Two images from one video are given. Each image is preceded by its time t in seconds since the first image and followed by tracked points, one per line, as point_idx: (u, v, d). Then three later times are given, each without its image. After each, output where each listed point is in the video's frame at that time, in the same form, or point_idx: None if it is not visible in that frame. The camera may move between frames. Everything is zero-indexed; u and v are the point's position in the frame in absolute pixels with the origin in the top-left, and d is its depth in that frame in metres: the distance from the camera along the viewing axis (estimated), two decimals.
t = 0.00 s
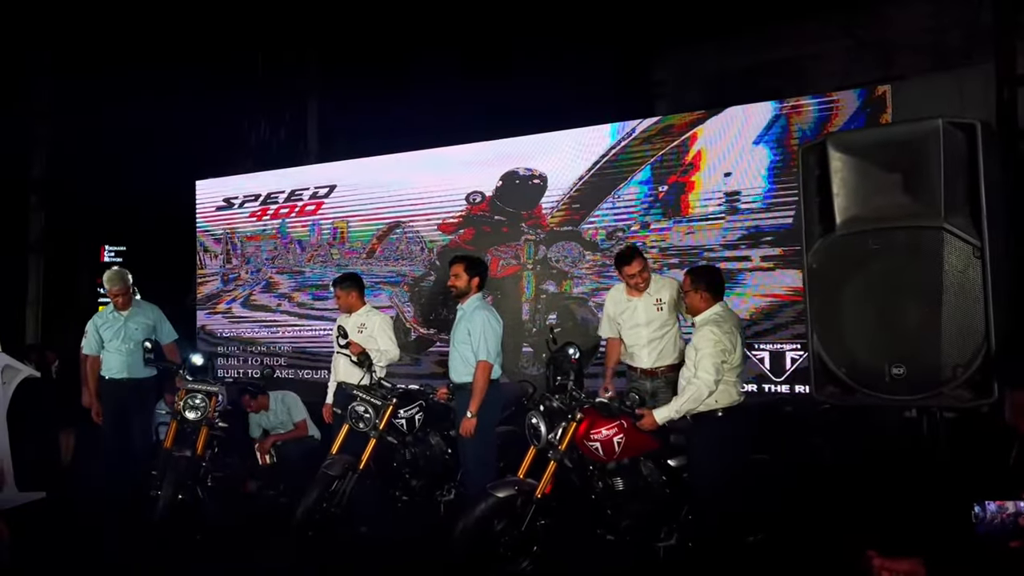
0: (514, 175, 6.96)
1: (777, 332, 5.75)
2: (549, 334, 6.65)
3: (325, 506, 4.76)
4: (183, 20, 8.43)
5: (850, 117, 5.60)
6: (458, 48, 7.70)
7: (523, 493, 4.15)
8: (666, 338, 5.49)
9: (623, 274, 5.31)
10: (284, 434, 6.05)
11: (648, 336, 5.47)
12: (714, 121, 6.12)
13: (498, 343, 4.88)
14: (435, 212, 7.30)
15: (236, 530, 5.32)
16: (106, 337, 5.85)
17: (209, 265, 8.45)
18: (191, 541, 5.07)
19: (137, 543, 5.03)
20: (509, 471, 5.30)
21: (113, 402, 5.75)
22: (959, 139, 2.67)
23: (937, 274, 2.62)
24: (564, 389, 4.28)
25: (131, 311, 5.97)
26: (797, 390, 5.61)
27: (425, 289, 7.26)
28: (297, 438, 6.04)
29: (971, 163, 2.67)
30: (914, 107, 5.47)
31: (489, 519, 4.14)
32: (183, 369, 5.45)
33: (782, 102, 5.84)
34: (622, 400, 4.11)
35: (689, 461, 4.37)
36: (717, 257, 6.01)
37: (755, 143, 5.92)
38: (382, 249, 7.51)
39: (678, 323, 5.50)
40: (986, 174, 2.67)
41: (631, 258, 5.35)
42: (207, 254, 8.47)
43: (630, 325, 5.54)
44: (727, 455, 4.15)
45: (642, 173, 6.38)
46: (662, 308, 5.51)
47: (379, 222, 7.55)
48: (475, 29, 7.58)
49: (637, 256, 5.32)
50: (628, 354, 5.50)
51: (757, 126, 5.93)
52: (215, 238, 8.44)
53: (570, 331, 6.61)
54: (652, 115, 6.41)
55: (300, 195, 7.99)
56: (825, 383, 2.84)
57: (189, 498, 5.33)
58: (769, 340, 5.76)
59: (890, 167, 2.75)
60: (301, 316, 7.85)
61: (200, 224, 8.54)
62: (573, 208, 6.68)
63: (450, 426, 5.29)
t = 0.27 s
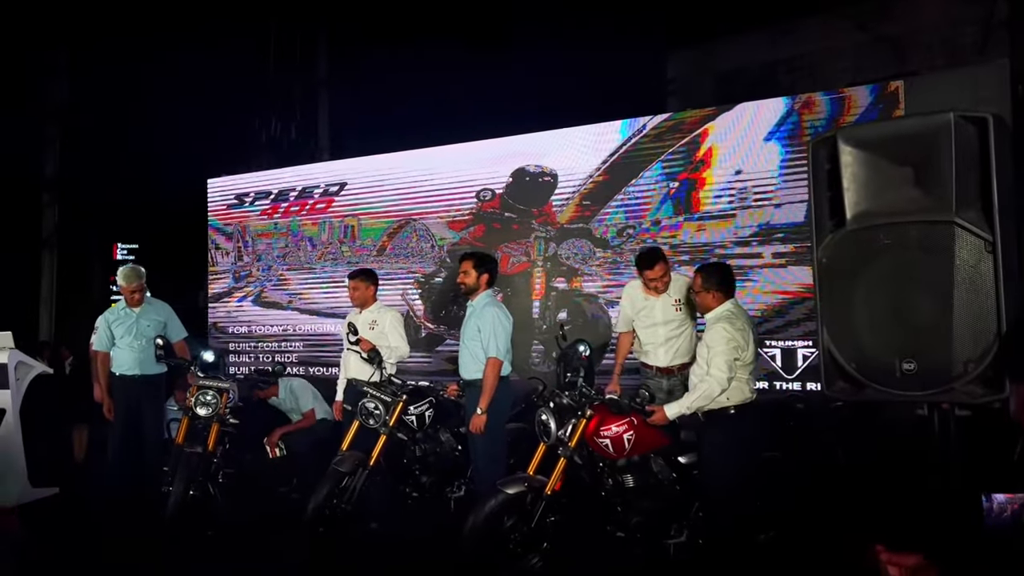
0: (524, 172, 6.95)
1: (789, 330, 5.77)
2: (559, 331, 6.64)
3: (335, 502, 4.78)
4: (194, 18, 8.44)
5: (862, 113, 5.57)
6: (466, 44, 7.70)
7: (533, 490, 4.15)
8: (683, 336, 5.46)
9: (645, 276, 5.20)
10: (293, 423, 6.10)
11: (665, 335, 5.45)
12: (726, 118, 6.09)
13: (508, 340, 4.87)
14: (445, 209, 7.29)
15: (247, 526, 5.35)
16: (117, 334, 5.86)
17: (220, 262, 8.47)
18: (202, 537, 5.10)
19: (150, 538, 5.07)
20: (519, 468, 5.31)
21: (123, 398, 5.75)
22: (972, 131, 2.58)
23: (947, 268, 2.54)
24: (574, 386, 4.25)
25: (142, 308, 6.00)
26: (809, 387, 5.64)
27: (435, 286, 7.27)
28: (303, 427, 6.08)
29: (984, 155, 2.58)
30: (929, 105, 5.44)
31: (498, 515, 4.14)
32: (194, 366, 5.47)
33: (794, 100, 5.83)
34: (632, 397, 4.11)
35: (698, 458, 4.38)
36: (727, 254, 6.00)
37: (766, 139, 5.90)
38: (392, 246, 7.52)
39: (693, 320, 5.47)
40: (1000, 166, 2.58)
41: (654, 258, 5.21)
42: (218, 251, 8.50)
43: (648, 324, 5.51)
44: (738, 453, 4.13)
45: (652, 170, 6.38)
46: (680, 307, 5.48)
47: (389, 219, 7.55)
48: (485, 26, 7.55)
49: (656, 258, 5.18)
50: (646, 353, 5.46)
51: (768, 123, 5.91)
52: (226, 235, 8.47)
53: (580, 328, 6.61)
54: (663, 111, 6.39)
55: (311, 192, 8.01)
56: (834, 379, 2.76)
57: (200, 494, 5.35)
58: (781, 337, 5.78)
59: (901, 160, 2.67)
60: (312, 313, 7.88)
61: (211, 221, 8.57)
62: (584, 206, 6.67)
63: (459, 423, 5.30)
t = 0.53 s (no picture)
0: (534, 169, 6.95)
1: (800, 326, 5.75)
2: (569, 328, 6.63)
3: (343, 499, 4.73)
4: (204, 16, 8.45)
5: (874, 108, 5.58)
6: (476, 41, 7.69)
7: (542, 486, 4.14)
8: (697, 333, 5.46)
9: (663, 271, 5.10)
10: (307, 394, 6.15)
11: (681, 332, 5.44)
12: (736, 113, 6.07)
13: (517, 336, 4.86)
14: (455, 206, 7.29)
15: (258, 522, 5.37)
16: (129, 329, 5.85)
17: (231, 259, 8.51)
18: (212, 533, 5.12)
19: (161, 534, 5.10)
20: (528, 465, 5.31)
21: (134, 394, 5.76)
22: (982, 125, 2.51)
23: (959, 264, 2.51)
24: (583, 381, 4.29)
25: (155, 305, 6.01)
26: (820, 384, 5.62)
27: (445, 283, 7.28)
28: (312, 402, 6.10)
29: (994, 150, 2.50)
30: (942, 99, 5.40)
31: (508, 511, 4.14)
32: (205, 362, 5.49)
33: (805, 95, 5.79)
34: (642, 393, 4.12)
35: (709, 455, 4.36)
36: (738, 251, 5.97)
37: (777, 135, 5.88)
38: (402, 243, 7.53)
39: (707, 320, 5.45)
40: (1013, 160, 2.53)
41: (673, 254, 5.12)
42: (229, 249, 8.53)
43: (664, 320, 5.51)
44: (749, 450, 4.11)
45: (663, 166, 6.36)
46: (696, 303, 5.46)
47: (399, 216, 7.56)
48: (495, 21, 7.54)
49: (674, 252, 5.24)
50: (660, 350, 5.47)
51: (779, 119, 5.89)
52: (238, 233, 8.51)
53: (590, 325, 6.60)
54: (673, 108, 6.38)
55: (321, 189, 8.03)
56: (844, 374, 2.75)
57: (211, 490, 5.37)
58: (793, 334, 5.76)
59: (912, 155, 2.64)
60: (323, 310, 7.89)
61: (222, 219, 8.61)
62: (594, 202, 6.66)
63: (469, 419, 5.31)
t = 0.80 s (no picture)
0: (543, 165, 6.94)
1: (810, 322, 5.71)
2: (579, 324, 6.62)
3: (353, 495, 4.73)
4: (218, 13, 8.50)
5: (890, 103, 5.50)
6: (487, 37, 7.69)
7: (551, 482, 4.13)
8: (706, 324, 5.38)
9: (673, 254, 5.16)
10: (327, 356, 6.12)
11: (690, 324, 5.36)
12: (747, 108, 6.04)
13: (526, 331, 4.85)
14: (465, 201, 7.29)
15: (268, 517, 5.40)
16: (142, 325, 5.87)
17: (243, 255, 8.54)
18: (223, 527, 5.14)
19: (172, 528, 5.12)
20: (537, 461, 5.30)
21: (147, 389, 5.77)
22: (996, 117, 2.32)
23: (971, 258, 2.28)
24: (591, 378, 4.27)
25: (167, 300, 6.03)
26: (831, 380, 5.58)
27: (454, 279, 7.27)
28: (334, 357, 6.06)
29: (1008, 144, 2.32)
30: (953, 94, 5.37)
31: (517, 507, 4.13)
32: (216, 358, 5.51)
33: (815, 90, 5.75)
34: (651, 389, 4.11)
35: (719, 451, 4.35)
36: (749, 246, 5.93)
37: (788, 131, 5.84)
38: (412, 239, 7.53)
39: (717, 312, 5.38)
40: None
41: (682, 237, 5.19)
42: (241, 244, 8.56)
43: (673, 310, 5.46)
44: (759, 448, 4.07)
45: (673, 161, 6.34)
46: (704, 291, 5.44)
47: (409, 212, 7.56)
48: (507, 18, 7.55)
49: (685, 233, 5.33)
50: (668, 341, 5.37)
51: (790, 114, 5.84)
52: (249, 229, 8.52)
53: (600, 321, 6.58)
54: (683, 103, 6.35)
55: (331, 185, 8.04)
56: (853, 370, 2.53)
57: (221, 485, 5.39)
58: (804, 330, 5.72)
59: (922, 147, 2.43)
60: (332, 306, 7.90)
61: (234, 215, 8.63)
62: (604, 198, 6.64)
63: (478, 415, 5.31)
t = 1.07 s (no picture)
0: (553, 159, 6.91)
1: (822, 318, 5.68)
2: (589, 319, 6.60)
3: (362, 489, 4.74)
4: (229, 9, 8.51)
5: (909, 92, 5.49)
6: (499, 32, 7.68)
7: (560, 477, 4.14)
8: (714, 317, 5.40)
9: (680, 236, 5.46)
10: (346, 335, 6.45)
11: (701, 317, 5.39)
12: (757, 102, 6.01)
13: (536, 325, 4.84)
14: (474, 196, 7.28)
15: (279, 511, 5.41)
16: (153, 319, 5.89)
17: (253, 250, 8.55)
18: (233, 522, 5.15)
19: (183, 522, 5.14)
20: (546, 456, 5.30)
21: (157, 384, 5.79)
22: (1008, 108, 2.29)
23: (982, 250, 2.24)
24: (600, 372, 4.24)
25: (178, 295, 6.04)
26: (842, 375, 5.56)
27: (464, 274, 7.26)
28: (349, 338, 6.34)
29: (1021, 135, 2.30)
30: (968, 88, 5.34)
31: (526, 501, 4.13)
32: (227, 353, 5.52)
33: (827, 83, 5.72)
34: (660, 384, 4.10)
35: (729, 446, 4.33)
36: (760, 241, 5.90)
37: (799, 125, 5.81)
38: (421, 234, 7.53)
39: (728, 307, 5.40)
40: None
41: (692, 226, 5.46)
42: (251, 239, 8.57)
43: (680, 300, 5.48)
44: (770, 443, 4.05)
45: (684, 155, 6.32)
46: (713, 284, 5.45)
47: (419, 207, 7.56)
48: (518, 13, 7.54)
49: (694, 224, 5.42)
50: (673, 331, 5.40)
51: (801, 108, 5.82)
52: (260, 224, 8.53)
53: (610, 316, 6.57)
54: (694, 97, 6.33)
55: (341, 180, 8.05)
56: (863, 363, 2.52)
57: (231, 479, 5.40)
58: (815, 325, 5.70)
59: (933, 139, 2.41)
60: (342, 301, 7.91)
61: (244, 210, 8.64)
62: (614, 192, 6.62)
63: (487, 410, 5.31)
